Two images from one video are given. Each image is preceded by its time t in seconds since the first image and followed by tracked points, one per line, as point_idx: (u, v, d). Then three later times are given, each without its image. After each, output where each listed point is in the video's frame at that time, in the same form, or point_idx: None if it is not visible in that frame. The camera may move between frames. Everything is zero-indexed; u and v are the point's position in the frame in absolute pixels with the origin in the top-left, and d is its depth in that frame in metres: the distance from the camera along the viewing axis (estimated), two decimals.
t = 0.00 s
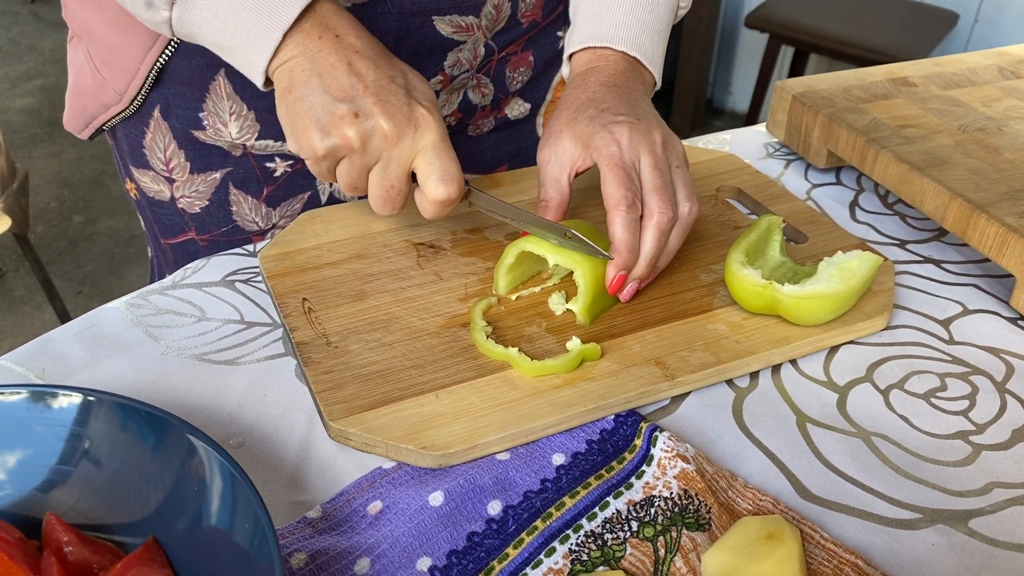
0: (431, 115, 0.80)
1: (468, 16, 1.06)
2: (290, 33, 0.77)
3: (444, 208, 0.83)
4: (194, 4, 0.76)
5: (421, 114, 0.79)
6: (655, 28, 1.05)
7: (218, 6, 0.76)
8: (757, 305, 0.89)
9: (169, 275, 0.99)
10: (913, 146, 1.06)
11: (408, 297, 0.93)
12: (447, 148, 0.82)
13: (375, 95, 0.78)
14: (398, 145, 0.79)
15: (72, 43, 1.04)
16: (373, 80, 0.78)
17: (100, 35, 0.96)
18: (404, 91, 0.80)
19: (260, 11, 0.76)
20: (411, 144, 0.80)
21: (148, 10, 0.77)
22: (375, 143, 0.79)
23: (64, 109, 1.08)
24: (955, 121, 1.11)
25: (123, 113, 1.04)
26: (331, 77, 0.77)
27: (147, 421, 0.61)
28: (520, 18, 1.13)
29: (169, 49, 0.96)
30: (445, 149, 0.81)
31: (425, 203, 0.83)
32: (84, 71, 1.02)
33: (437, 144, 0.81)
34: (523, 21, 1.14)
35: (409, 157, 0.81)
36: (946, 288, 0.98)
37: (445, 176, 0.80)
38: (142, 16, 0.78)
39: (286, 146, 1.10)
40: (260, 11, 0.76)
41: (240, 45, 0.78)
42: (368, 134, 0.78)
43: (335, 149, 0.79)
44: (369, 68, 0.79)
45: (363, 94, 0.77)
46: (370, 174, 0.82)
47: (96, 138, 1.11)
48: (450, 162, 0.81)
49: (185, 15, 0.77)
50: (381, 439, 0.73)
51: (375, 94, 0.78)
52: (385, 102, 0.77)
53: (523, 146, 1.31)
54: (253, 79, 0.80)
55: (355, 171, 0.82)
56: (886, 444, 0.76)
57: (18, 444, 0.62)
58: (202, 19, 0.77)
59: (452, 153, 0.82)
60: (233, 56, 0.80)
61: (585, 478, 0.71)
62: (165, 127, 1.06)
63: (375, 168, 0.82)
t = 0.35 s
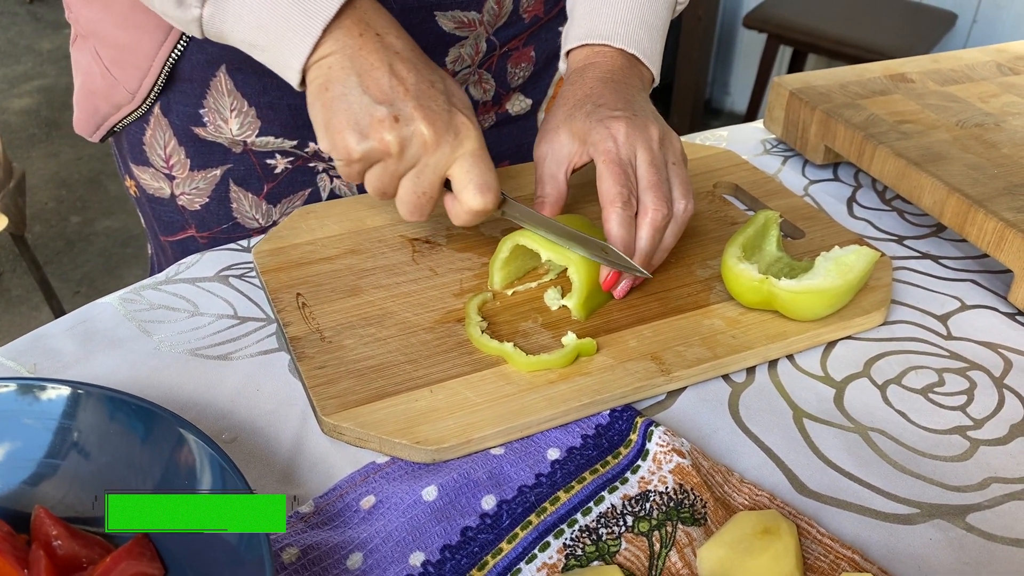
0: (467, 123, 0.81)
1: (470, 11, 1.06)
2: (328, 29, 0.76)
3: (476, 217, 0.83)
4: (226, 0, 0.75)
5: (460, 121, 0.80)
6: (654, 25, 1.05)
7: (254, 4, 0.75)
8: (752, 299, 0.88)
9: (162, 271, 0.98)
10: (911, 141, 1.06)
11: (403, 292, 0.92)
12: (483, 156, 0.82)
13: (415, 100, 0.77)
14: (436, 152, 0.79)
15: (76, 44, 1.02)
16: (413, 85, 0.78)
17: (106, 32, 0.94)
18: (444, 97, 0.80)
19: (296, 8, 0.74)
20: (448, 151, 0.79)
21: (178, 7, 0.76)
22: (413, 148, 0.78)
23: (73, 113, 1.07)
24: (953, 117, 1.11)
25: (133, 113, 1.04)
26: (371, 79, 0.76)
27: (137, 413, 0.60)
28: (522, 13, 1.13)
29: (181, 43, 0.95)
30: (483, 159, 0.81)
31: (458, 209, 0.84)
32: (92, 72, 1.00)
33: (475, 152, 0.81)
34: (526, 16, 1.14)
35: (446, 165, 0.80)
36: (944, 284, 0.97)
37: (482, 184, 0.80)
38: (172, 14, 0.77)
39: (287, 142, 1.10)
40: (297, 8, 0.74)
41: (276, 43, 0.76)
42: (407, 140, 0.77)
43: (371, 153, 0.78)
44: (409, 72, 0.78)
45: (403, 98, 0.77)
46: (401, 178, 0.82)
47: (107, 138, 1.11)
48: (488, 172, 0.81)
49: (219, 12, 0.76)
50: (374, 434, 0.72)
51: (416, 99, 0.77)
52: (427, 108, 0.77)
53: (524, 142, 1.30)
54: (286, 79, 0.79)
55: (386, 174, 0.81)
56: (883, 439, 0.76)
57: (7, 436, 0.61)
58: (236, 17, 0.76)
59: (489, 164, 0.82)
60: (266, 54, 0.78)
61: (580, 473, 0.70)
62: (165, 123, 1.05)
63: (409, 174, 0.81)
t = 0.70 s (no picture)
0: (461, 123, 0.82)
1: (474, 13, 1.06)
2: (324, 26, 0.76)
3: (466, 216, 0.85)
4: None
5: (454, 121, 0.81)
6: (656, 30, 1.05)
7: None
8: (750, 302, 0.88)
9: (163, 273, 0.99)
10: (909, 144, 1.06)
11: (402, 294, 0.92)
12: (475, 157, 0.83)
13: (409, 100, 0.78)
14: (429, 152, 0.80)
15: (77, 48, 1.02)
16: (407, 84, 0.79)
17: (114, 35, 0.94)
18: (438, 97, 0.81)
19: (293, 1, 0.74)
20: (442, 152, 0.81)
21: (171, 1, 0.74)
22: (406, 147, 0.79)
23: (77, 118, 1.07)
24: (951, 120, 1.11)
25: (138, 116, 1.04)
26: (367, 77, 0.77)
27: (137, 416, 0.61)
28: (525, 15, 1.14)
29: (189, 45, 0.96)
30: (475, 160, 0.83)
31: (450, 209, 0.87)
32: (97, 75, 1.00)
33: (467, 152, 0.82)
34: (527, 18, 1.15)
35: (438, 165, 0.82)
36: (941, 287, 0.98)
37: (473, 185, 0.82)
38: (162, 6, 0.75)
39: (291, 146, 1.10)
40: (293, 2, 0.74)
41: (270, 37, 0.76)
42: (402, 140, 0.78)
43: (364, 150, 0.78)
44: (404, 71, 0.79)
45: (398, 97, 0.78)
46: (393, 177, 0.83)
47: (113, 142, 1.11)
48: (480, 173, 0.83)
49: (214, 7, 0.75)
50: (373, 436, 0.73)
51: (411, 99, 0.78)
52: (421, 107, 0.78)
53: (524, 144, 1.30)
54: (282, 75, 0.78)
55: (377, 172, 0.82)
56: (881, 441, 0.76)
57: (8, 439, 0.61)
58: (230, 11, 0.75)
59: (480, 164, 0.83)
60: (260, 49, 0.78)
61: (579, 475, 0.71)
62: (169, 127, 1.05)
63: (401, 173, 0.82)
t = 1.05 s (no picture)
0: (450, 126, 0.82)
1: (475, 14, 1.06)
2: (314, 26, 0.76)
3: (453, 217, 0.86)
4: None
5: (444, 124, 0.81)
6: (656, 35, 1.05)
7: None
8: (751, 307, 0.89)
9: (165, 277, 0.99)
10: (910, 148, 1.06)
11: (404, 298, 0.93)
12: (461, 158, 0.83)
13: (399, 101, 0.78)
14: (419, 153, 0.80)
15: (77, 47, 1.03)
16: (397, 86, 0.79)
17: (116, 36, 0.94)
18: (427, 98, 0.81)
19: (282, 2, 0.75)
20: (431, 153, 0.81)
21: None
22: (396, 148, 0.80)
23: (77, 117, 1.06)
24: (952, 123, 1.11)
25: (138, 117, 1.04)
26: (357, 78, 0.77)
27: (138, 421, 0.61)
28: (527, 17, 1.14)
29: (189, 43, 0.95)
30: (463, 163, 0.83)
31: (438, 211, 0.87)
32: (97, 75, 1.00)
33: (456, 154, 0.82)
34: (529, 20, 1.14)
35: (427, 167, 0.82)
36: (943, 290, 0.98)
37: (461, 186, 0.83)
38: (153, 5, 0.76)
39: (292, 149, 1.10)
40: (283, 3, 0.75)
41: (259, 37, 0.76)
42: (389, 140, 0.79)
43: (354, 151, 0.79)
44: (393, 72, 0.79)
45: (387, 98, 0.78)
46: (381, 178, 0.83)
47: (111, 142, 1.10)
48: (468, 175, 0.83)
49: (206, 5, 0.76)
50: (375, 441, 0.73)
51: (400, 100, 0.78)
52: (410, 110, 0.78)
53: (525, 147, 1.30)
54: (272, 75, 0.79)
55: (366, 174, 0.82)
56: (882, 445, 0.76)
57: (11, 445, 0.61)
58: (220, 11, 0.76)
59: (469, 165, 0.84)
60: (251, 50, 0.78)
61: (581, 479, 0.71)
62: (171, 130, 1.05)
63: (390, 173, 0.82)
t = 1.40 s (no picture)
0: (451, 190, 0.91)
1: (476, 17, 1.06)
2: (333, 95, 0.83)
3: (455, 277, 0.92)
4: (238, 52, 0.79)
5: (448, 187, 0.90)
6: (660, 41, 1.05)
7: (264, 58, 0.80)
8: (751, 307, 0.88)
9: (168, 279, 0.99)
10: (912, 149, 1.06)
11: (406, 300, 0.93)
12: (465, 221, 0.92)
13: (407, 165, 0.87)
14: (425, 213, 0.88)
15: (81, 46, 1.03)
16: (406, 151, 0.87)
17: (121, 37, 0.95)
18: (433, 164, 0.90)
19: (307, 71, 0.80)
20: (436, 214, 0.89)
21: (187, 49, 0.78)
22: (403, 209, 0.87)
23: (80, 117, 1.06)
24: (954, 125, 1.11)
25: (143, 116, 1.04)
26: (369, 142, 0.85)
27: (141, 423, 0.61)
28: (528, 19, 1.14)
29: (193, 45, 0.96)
30: (465, 225, 0.91)
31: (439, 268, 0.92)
32: (101, 75, 1.01)
33: (458, 215, 0.90)
34: (529, 22, 1.14)
35: (431, 227, 0.90)
36: (945, 292, 0.98)
37: (464, 245, 0.90)
38: (178, 54, 0.79)
39: (293, 149, 1.10)
40: (308, 72, 0.80)
41: (277, 95, 0.81)
42: (398, 201, 0.86)
43: (363, 211, 0.86)
44: (403, 138, 0.87)
45: (397, 162, 0.86)
46: (387, 237, 0.90)
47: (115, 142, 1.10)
48: (470, 236, 0.91)
49: (228, 59, 0.80)
50: (377, 443, 0.73)
51: (409, 164, 0.87)
52: (418, 172, 0.86)
53: (526, 148, 1.30)
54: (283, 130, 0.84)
55: (372, 231, 0.89)
56: (884, 448, 0.76)
57: (15, 447, 0.61)
58: (243, 67, 0.80)
59: (470, 228, 0.92)
60: (266, 104, 0.83)
61: (583, 482, 0.71)
62: (173, 130, 1.05)
63: (395, 233, 0.90)
